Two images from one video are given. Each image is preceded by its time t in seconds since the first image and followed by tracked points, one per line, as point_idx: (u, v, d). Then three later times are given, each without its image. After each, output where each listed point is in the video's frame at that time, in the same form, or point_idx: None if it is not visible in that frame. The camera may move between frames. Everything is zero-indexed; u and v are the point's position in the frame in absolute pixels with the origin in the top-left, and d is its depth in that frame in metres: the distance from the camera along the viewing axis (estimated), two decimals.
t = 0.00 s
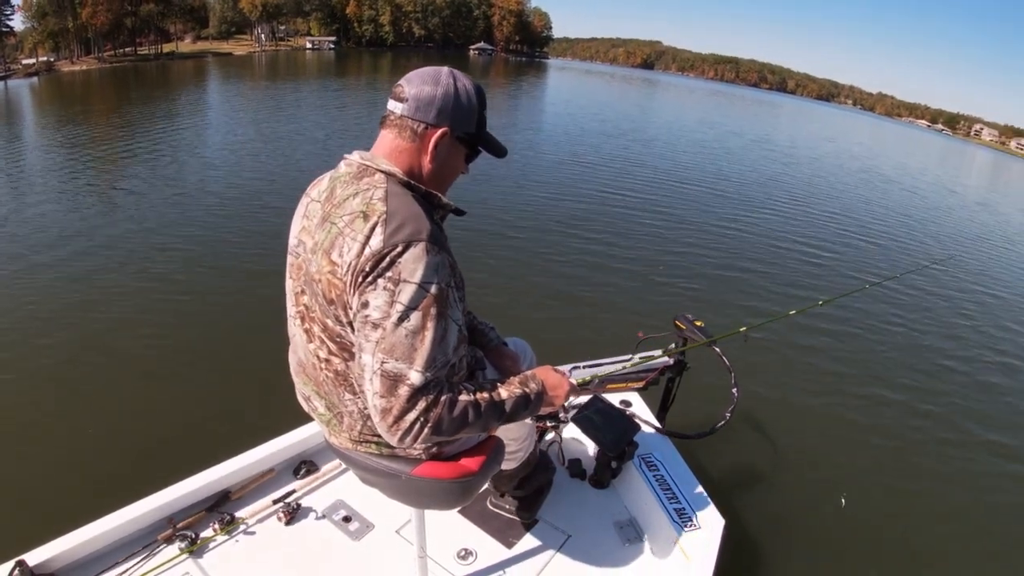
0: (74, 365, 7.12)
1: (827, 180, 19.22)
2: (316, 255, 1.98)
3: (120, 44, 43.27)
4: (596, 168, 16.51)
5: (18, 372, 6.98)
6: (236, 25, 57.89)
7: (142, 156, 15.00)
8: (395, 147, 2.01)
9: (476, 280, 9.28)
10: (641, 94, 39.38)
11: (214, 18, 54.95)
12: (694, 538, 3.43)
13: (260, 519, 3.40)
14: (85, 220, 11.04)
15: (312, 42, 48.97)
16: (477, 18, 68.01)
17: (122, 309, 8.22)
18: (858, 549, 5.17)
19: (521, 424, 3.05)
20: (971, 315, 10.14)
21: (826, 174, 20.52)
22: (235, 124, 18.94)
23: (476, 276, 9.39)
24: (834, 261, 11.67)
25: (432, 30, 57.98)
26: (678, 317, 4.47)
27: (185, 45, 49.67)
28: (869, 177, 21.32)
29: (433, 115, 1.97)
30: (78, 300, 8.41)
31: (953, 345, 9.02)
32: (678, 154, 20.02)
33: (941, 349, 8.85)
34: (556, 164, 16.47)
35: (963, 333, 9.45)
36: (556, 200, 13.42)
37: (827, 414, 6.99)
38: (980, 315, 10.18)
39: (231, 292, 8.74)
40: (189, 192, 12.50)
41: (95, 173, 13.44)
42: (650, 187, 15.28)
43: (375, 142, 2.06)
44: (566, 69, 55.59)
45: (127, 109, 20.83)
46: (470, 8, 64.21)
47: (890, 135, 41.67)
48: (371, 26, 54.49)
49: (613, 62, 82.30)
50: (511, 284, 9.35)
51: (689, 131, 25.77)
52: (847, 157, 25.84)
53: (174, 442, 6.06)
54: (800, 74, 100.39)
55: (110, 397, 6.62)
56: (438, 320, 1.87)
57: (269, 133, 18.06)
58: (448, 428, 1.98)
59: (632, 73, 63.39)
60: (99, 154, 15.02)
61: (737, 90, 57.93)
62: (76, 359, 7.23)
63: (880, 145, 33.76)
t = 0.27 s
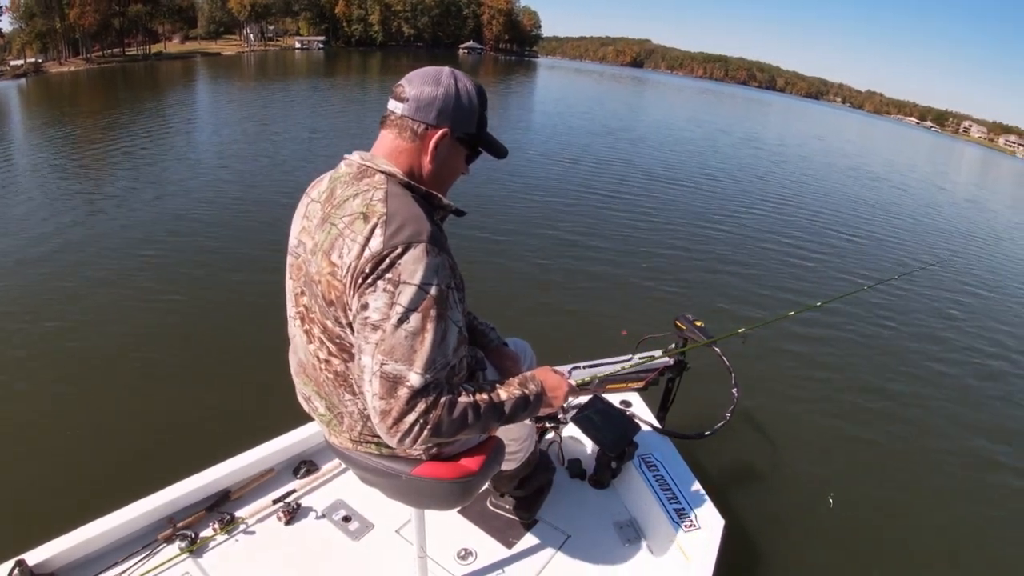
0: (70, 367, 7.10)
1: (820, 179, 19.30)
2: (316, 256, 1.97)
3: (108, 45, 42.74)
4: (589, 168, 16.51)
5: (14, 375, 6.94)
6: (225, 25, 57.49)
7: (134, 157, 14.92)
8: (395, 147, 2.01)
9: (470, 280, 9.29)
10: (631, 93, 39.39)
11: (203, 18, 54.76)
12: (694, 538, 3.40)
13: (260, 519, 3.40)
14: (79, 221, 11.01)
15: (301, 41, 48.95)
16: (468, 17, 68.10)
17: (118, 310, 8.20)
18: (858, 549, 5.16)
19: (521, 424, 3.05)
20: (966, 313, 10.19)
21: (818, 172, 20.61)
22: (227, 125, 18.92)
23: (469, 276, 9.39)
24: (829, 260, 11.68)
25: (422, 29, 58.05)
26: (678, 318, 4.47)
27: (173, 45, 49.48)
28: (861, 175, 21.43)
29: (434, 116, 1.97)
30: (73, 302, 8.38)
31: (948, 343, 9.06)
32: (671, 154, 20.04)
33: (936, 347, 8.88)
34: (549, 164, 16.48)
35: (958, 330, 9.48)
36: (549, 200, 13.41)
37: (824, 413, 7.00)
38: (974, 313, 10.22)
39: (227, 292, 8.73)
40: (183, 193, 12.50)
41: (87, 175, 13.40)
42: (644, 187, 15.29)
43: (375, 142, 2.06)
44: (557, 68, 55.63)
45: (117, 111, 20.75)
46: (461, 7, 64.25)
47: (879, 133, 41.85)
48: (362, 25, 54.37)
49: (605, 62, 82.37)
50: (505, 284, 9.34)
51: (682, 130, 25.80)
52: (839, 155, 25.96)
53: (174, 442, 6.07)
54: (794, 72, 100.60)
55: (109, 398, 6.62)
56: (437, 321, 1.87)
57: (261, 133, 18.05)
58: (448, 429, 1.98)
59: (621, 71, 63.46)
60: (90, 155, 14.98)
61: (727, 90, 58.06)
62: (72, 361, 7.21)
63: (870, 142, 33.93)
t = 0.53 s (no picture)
0: (62, 370, 7.06)
1: (808, 176, 19.48)
2: (315, 255, 1.98)
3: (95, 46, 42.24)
4: (579, 167, 16.58)
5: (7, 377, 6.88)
6: (212, 25, 57.16)
7: (124, 159, 14.82)
8: (393, 146, 2.02)
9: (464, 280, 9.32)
10: (619, 92, 39.60)
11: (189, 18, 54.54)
12: (693, 538, 3.41)
13: (259, 518, 3.40)
14: (69, 224, 10.94)
15: (288, 41, 48.94)
16: (455, 17, 68.28)
17: (110, 313, 8.15)
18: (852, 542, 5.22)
19: (521, 424, 3.06)
20: (954, 307, 10.32)
21: (805, 169, 20.81)
22: (217, 126, 18.85)
23: (463, 275, 9.41)
24: (820, 256, 11.79)
25: (410, 29, 58.19)
26: (677, 318, 4.49)
27: (159, 46, 49.27)
28: (848, 172, 21.65)
29: (431, 115, 1.98)
30: (64, 305, 8.33)
31: (938, 337, 9.17)
32: (661, 152, 20.16)
33: (926, 342, 8.99)
34: (540, 163, 16.52)
35: (947, 325, 9.60)
36: (541, 199, 13.46)
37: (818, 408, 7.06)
38: (963, 307, 10.35)
39: (220, 294, 8.71)
40: (174, 195, 12.44)
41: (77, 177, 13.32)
42: (635, 185, 15.36)
43: (372, 142, 2.07)
44: (544, 67, 55.83)
45: (105, 112, 20.62)
46: (449, 6, 64.37)
47: (863, 130, 42.30)
48: (349, 25, 54.33)
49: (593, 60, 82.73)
50: (500, 283, 9.37)
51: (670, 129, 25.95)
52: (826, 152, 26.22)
53: (170, 443, 6.05)
54: (782, 69, 101.32)
55: (103, 400, 6.58)
56: (436, 320, 1.88)
57: (251, 134, 18.00)
58: (446, 428, 1.99)
59: (608, 69, 63.77)
60: (79, 157, 14.88)
61: (714, 87, 58.48)
62: (65, 363, 7.16)
63: (855, 139, 34.32)
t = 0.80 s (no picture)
0: (59, 373, 7.03)
1: (802, 174, 19.54)
2: (315, 254, 1.98)
3: (85, 50, 42.08)
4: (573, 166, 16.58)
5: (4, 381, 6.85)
6: (202, 27, 56.99)
7: (117, 161, 14.80)
8: (392, 146, 2.02)
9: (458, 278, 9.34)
10: (611, 91, 39.63)
11: (178, 20, 54.42)
12: (693, 539, 3.39)
13: (259, 518, 3.40)
14: (64, 226, 10.91)
15: (279, 43, 48.96)
16: (445, 17, 68.42)
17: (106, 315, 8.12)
18: (852, 540, 5.22)
19: (520, 424, 3.06)
20: (950, 304, 10.35)
21: (799, 167, 20.88)
22: (210, 128, 18.82)
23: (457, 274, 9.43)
24: (816, 255, 11.80)
25: (400, 29, 58.43)
26: (678, 317, 4.46)
27: (148, 49, 49.17)
28: (841, 170, 21.74)
29: (430, 115, 1.98)
30: (60, 308, 8.30)
31: (934, 334, 9.20)
32: (654, 152, 20.18)
33: (923, 339, 9.01)
34: (534, 163, 16.50)
35: (942, 322, 9.64)
36: (535, 199, 13.45)
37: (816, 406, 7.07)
38: (959, 304, 10.39)
39: (216, 295, 8.70)
40: (169, 197, 12.43)
41: (70, 180, 13.28)
42: (630, 185, 15.36)
43: (372, 142, 2.07)
44: (535, 66, 55.84)
45: (96, 115, 20.55)
46: (438, 6, 64.65)
47: (854, 128, 42.45)
48: (339, 26, 54.48)
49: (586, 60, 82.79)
50: (494, 282, 9.39)
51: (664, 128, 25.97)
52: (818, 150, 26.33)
53: (169, 443, 6.05)
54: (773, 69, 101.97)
55: (101, 401, 6.57)
56: (436, 318, 1.88)
57: (244, 136, 17.98)
58: (447, 426, 1.99)
59: (599, 69, 63.89)
60: (72, 160, 14.84)
61: (705, 87, 58.63)
62: (61, 366, 7.14)
63: (847, 137, 34.47)
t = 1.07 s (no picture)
0: (56, 376, 6.99)
1: (796, 172, 19.60)
2: (316, 254, 1.98)
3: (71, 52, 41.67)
4: (566, 166, 16.57)
5: None
6: (191, 29, 56.57)
7: (109, 164, 14.72)
8: (393, 146, 2.02)
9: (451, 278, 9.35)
10: (602, 91, 39.61)
11: (167, 21, 54.25)
12: (694, 540, 3.39)
13: (259, 519, 3.40)
14: (58, 230, 10.83)
15: (268, 43, 48.92)
16: (434, 17, 68.50)
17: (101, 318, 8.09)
18: (854, 540, 5.22)
19: (521, 425, 3.06)
20: (946, 302, 10.39)
21: (793, 165, 20.94)
22: (202, 130, 18.76)
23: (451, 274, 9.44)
24: (812, 254, 11.80)
25: (389, 29, 58.46)
26: (678, 317, 4.45)
27: (136, 51, 48.98)
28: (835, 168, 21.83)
29: (430, 115, 1.98)
30: (55, 311, 8.26)
31: (930, 332, 9.23)
32: (648, 151, 20.19)
33: (919, 337, 9.04)
34: (527, 163, 16.48)
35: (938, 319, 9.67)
36: (529, 199, 13.43)
37: (814, 405, 7.08)
38: (955, 301, 10.42)
39: (212, 295, 8.69)
40: (162, 199, 12.41)
41: (62, 183, 13.23)
42: (625, 185, 15.34)
43: (372, 142, 2.06)
44: (525, 66, 55.83)
45: (85, 118, 20.44)
46: (427, 6, 64.63)
47: (844, 125, 42.61)
48: (328, 26, 54.38)
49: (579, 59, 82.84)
50: (488, 282, 9.38)
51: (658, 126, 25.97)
52: (811, 148, 26.41)
53: (170, 443, 6.05)
54: (765, 67, 102.29)
55: (99, 403, 6.56)
56: (438, 317, 1.88)
57: (235, 137, 17.93)
58: (450, 425, 1.99)
59: (590, 68, 63.95)
60: (64, 163, 14.77)
61: (694, 86, 58.76)
62: (57, 369, 7.10)
63: (838, 134, 34.63)
